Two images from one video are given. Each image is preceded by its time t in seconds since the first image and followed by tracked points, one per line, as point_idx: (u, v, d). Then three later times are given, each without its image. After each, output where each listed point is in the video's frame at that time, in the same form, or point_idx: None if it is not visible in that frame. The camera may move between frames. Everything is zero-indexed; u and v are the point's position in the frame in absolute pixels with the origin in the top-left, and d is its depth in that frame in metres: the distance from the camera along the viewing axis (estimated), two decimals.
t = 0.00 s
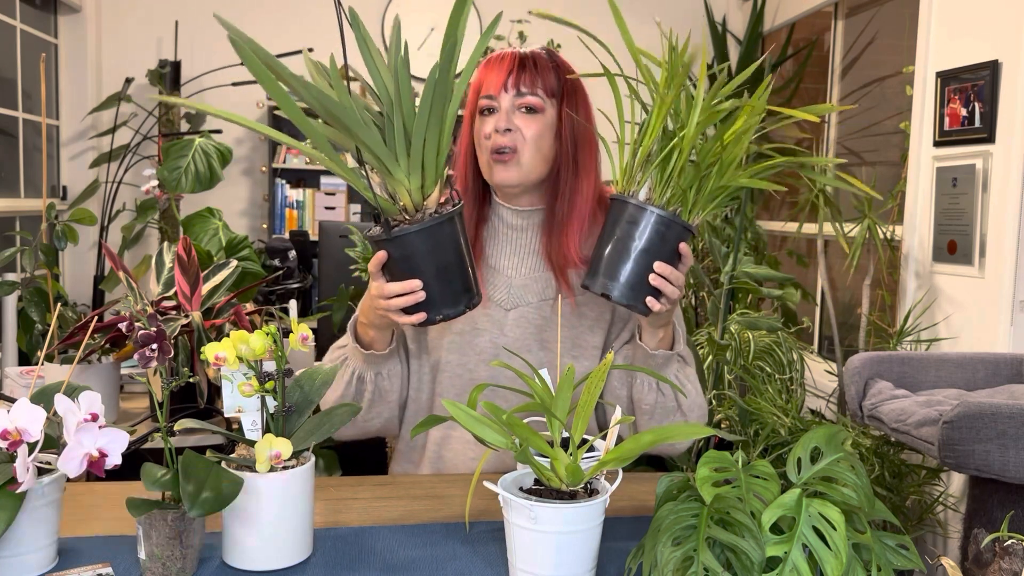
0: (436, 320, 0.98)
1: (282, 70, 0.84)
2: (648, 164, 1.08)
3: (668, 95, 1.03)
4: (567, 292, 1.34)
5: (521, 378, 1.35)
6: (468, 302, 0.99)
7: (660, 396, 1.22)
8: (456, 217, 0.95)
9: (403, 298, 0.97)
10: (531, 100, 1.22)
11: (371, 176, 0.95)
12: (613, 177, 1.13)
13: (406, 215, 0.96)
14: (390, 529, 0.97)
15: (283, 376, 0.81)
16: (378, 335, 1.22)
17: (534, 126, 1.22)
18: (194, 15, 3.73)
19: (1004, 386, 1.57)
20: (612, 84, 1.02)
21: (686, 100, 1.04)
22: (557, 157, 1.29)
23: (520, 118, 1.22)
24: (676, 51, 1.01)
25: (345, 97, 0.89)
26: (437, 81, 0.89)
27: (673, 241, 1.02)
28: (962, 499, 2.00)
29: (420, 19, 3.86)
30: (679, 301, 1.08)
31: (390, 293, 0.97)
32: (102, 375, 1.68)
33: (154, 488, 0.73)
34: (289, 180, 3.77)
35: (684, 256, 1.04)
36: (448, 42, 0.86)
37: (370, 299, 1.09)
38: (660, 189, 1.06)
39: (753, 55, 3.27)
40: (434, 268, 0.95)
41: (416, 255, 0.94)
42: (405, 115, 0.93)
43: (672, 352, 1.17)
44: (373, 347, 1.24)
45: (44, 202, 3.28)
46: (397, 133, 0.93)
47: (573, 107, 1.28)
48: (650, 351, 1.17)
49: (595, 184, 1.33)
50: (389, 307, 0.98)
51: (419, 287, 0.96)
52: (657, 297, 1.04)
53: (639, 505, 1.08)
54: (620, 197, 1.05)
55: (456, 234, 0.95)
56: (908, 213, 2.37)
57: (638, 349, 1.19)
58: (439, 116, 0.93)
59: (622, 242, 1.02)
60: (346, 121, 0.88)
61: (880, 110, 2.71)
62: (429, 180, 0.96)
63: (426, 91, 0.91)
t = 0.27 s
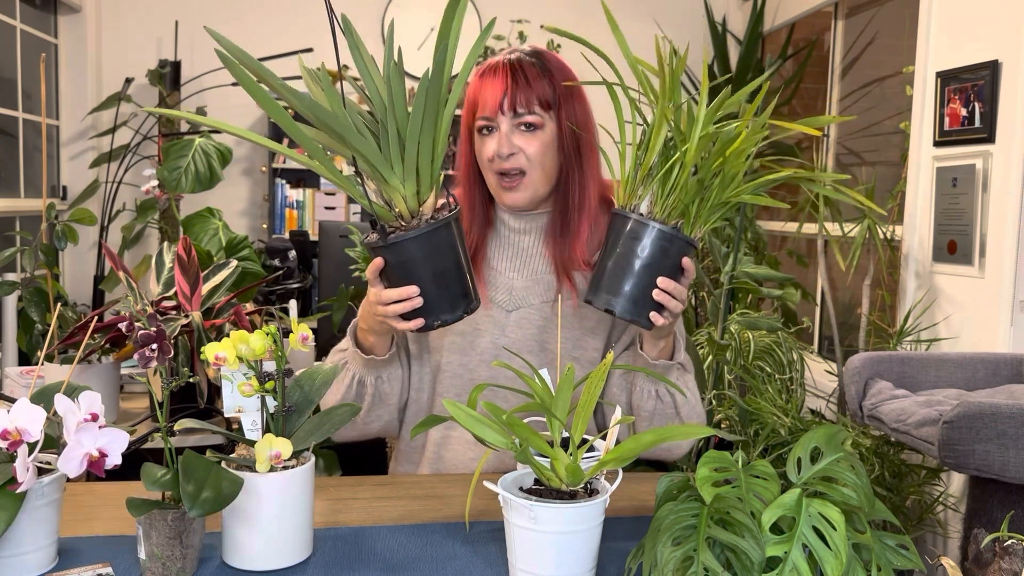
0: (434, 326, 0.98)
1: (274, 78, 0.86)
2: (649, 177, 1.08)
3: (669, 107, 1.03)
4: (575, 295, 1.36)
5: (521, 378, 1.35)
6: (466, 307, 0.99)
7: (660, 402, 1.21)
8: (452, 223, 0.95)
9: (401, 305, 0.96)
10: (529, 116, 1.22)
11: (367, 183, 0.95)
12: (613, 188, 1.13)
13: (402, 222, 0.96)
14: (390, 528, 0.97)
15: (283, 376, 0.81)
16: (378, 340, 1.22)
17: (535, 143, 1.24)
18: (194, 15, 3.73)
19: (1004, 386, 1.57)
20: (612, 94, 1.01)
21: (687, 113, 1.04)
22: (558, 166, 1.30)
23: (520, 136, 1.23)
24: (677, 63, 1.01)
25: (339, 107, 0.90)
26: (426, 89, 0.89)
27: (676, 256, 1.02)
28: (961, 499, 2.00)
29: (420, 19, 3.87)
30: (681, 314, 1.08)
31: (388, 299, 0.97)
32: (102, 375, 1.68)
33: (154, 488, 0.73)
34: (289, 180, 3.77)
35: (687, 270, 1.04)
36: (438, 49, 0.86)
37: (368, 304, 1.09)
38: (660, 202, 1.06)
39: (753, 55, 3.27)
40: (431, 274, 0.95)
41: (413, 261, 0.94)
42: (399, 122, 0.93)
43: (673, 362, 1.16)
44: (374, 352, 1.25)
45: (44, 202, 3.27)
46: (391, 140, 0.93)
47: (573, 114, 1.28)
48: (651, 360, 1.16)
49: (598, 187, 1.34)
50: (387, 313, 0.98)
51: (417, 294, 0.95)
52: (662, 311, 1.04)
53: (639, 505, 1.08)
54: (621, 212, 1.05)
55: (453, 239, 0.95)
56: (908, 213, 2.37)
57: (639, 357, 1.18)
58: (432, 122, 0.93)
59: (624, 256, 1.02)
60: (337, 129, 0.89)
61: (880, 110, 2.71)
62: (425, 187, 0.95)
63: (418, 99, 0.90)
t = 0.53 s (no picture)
0: (436, 332, 0.98)
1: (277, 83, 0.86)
2: (652, 181, 1.08)
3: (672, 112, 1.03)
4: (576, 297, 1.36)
5: (521, 379, 1.35)
6: (469, 313, 0.98)
7: (663, 404, 1.21)
8: (456, 229, 0.95)
9: (403, 311, 0.96)
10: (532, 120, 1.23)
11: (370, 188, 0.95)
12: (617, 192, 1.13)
13: (406, 228, 0.96)
14: (390, 528, 0.97)
15: (283, 376, 0.81)
16: (380, 343, 1.22)
17: (537, 146, 1.24)
18: (194, 15, 3.73)
19: (1004, 385, 1.57)
20: (615, 98, 1.01)
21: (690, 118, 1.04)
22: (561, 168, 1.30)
23: (522, 140, 1.23)
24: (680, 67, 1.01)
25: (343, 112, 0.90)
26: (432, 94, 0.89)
27: (681, 260, 1.02)
28: (961, 499, 2.00)
29: (420, 19, 3.87)
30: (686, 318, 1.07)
31: (390, 305, 0.97)
32: (102, 376, 1.68)
33: (154, 488, 0.73)
34: (289, 180, 3.77)
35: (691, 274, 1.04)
36: (444, 56, 0.87)
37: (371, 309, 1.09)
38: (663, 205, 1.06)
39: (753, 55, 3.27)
40: (434, 279, 0.95)
41: (416, 267, 0.94)
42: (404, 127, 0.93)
43: (677, 365, 1.16)
44: (376, 355, 1.24)
45: (44, 202, 3.27)
46: (395, 145, 0.93)
47: (576, 115, 1.28)
48: (655, 363, 1.16)
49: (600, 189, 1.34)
50: (389, 319, 0.98)
51: (419, 300, 0.95)
52: (666, 315, 1.04)
53: (639, 505, 1.08)
54: (624, 217, 1.05)
55: (457, 245, 0.96)
56: (908, 213, 2.37)
57: (641, 359, 1.18)
58: (437, 128, 0.92)
59: (628, 261, 1.02)
60: (342, 134, 0.89)
61: (880, 110, 2.71)
62: (429, 192, 0.95)
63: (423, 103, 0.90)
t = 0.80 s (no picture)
0: (437, 333, 0.98)
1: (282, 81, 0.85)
2: (655, 181, 1.08)
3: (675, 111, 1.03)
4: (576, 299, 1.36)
5: (522, 379, 1.35)
6: (470, 315, 0.98)
7: (665, 404, 1.21)
8: (458, 229, 0.95)
9: (405, 311, 0.97)
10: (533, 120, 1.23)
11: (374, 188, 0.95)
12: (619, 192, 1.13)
13: (408, 228, 0.96)
14: (390, 528, 0.97)
15: (283, 376, 0.81)
16: (381, 343, 1.22)
17: (538, 147, 1.25)
18: (195, 15, 3.73)
19: (1004, 386, 1.57)
20: (618, 98, 1.01)
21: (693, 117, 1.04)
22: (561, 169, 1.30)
23: (522, 140, 1.24)
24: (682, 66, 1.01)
25: (348, 112, 0.90)
26: (436, 95, 0.88)
27: (683, 259, 1.02)
28: (961, 499, 2.00)
29: (420, 19, 3.87)
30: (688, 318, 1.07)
31: (391, 305, 0.97)
32: (102, 376, 1.68)
33: (154, 488, 0.73)
34: (289, 180, 3.77)
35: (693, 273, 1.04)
36: (450, 57, 0.87)
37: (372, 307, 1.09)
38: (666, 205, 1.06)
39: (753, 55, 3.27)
40: (436, 280, 0.95)
41: (417, 267, 0.94)
42: (408, 127, 0.93)
43: (680, 364, 1.16)
44: (376, 355, 1.24)
45: (44, 202, 3.27)
46: (399, 145, 0.92)
47: (577, 115, 1.28)
48: (657, 364, 1.16)
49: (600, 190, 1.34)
50: (390, 318, 0.98)
51: (420, 300, 0.95)
52: (668, 315, 1.04)
53: (640, 505, 1.08)
54: (627, 216, 1.05)
55: (459, 245, 0.96)
56: (908, 213, 2.37)
57: (644, 360, 1.18)
58: (440, 128, 0.92)
59: (631, 261, 1.02)
60: (346, 135, 0.88)
61: (880, 110, 2.71)
62: (432, 193, 0.95)
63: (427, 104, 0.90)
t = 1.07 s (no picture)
0: (434, 333, 0.98)
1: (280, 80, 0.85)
2: (654, 180, 1.08)
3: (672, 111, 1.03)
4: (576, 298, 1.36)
5: (522, 379, 1.35)
6: (468, 315, 0.98)
7: (664, 403, 1.21)
8: (456, 229, 0.95)
9: (402, 311, 0.97)
10: (534, 121, 1.22)
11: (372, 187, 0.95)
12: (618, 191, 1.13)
13: (406, 228, 0.96)
14: (391, 529, 0.97)
15: (283, 376, 0.81)
16: (379, 344, 1.22)
17: (538, 148, 1.24)
18: (195, 15, 3.73)
19: (1004, 386, 1.57)
20: (615, 98, 1.01)
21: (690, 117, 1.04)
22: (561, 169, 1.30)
23: (523, 141, 1.23)
24: (679, 66, 1.01)
25: (346, 112, 0.90)
26: (435, 95, 0.89)
27: (682, 258, 1.02)
28: (961, 499, 2.00)
29: (420, 19, 3.87)
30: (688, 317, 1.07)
31: (389, 305, 0.97)
32: (102, 376, 1.68)
33: (154, 488, 0.73)
34: (289, 180, 3.77)
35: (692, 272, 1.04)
36: (448, 57, 0.87)
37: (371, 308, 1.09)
38: (664, 204, 1.07)
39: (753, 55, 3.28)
40: (434, 281, 0.94)
41: (416, 267, 0.94)
42: (406, 127, 0.93)
43: (680, 364, 1.15)
44: (375, 356, 1.24)
45: (44, 202, 3.27)
46: (397, 145, 0.92)
47: (575, 116, 1.28)
48: (657, 364, 1.16)
49: (599, 189, 1.34)
50: (388, 318, 0.98)
51: (417, 300, 0.95)
52: (667, 314, 1.04)
53: (640, 505, 1.08)
54: (626, 215, 1.05)
55: (457, 244, 0.96)
56: (908, 213, 2.37)
57: (645, 360, 1.18)
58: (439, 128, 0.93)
59: (630, 260, 1.02)
60: (344, 134, 0.88)
61: (880, 110, 2.71)
62: (430, 192, 0.95)
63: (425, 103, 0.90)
